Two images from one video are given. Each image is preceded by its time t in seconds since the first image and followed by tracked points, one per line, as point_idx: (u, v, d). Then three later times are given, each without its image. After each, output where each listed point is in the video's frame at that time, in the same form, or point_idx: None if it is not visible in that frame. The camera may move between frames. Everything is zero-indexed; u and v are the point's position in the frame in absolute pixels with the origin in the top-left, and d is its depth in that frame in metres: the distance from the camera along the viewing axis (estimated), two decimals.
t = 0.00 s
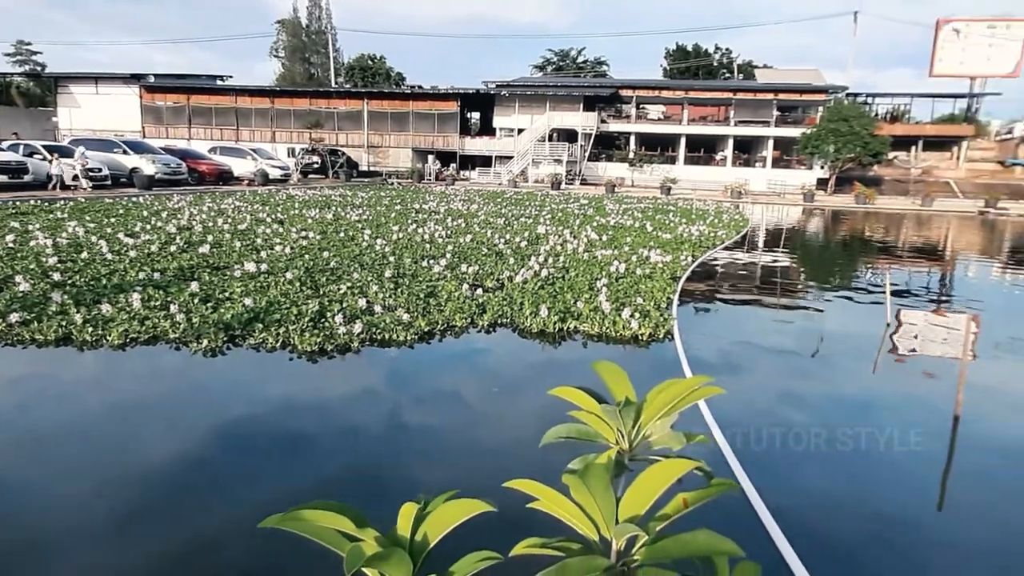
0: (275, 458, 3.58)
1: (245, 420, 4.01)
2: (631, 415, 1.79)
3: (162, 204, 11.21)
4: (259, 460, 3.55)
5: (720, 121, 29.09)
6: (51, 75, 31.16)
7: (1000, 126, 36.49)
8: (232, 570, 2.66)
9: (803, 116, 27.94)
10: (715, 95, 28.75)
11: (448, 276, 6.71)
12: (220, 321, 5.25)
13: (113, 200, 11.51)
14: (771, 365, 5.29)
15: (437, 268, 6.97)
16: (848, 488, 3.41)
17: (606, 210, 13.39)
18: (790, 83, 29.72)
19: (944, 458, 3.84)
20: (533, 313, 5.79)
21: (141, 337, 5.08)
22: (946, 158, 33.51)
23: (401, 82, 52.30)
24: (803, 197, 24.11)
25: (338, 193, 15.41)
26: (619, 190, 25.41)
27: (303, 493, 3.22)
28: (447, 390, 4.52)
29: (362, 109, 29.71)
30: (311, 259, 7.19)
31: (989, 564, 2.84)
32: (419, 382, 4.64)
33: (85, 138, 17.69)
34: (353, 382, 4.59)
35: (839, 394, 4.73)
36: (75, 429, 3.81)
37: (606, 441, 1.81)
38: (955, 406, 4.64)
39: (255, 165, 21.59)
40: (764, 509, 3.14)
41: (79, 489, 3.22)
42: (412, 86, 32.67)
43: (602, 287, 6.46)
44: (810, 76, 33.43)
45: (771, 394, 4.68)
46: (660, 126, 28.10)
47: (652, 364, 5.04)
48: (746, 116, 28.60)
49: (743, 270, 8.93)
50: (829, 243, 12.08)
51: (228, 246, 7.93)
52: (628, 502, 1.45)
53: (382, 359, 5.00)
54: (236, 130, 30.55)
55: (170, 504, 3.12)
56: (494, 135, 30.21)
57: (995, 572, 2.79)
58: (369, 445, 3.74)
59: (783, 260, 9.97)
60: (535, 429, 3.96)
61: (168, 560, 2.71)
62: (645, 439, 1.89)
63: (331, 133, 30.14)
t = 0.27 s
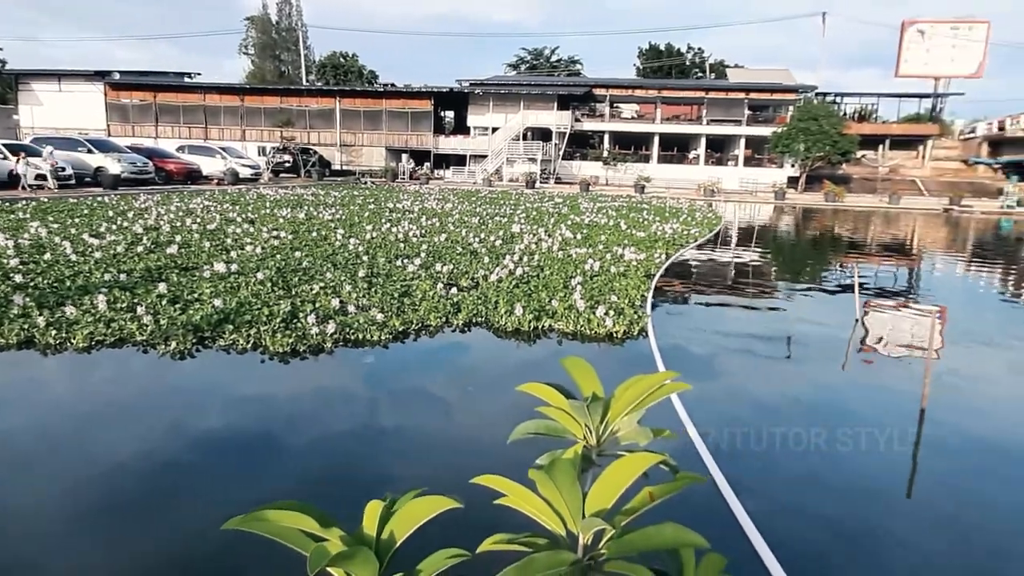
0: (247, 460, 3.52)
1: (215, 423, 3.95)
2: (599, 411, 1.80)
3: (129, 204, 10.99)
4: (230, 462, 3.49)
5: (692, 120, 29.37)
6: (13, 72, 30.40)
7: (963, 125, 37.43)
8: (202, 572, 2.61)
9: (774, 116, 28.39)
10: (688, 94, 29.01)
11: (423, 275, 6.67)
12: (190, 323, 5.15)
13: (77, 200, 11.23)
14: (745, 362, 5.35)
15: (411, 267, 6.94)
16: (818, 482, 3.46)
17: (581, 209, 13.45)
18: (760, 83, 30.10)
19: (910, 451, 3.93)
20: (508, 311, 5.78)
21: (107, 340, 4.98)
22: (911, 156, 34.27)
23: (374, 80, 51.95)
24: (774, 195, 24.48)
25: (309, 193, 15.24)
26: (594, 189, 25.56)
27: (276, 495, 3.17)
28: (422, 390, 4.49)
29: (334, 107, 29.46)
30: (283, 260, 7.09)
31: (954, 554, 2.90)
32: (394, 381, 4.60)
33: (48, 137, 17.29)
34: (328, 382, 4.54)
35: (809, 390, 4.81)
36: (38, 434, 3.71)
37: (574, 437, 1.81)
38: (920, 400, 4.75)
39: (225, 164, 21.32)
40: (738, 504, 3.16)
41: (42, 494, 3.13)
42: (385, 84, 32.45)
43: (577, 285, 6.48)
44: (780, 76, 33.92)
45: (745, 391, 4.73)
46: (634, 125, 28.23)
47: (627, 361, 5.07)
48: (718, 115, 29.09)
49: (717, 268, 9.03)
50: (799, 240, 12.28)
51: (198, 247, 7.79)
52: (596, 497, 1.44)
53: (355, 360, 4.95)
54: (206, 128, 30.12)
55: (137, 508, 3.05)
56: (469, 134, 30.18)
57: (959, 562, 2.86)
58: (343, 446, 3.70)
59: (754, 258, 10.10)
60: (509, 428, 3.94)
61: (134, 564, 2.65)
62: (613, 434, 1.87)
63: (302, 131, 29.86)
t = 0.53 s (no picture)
0: (222, 463, 3.46)
1: (189, 426, 3.87)
2: (575, 409, 1.79)
3: (96, 204, 10.75)
4: (205, 465, 3.43)
5: (667, 119, 29.61)
6: None
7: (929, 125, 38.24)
8: None
9: (747, 115, 28.83)
10: (662, 93, 29.24)
11: (399, 275, 6.63)
12: (161, 325, 5.05)
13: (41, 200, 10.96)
14: (720, 358, 5.41)
15: (387, 267, 6.89)
16: (794, 478, 3.48)
17: (557, 208, 13.48)
18: (734, 82, 30.44)
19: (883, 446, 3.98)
20: (485, 310, 5.76)
21: (74, 343, 4.86)
22: (880, 155, 34.93)
23: (348, 79, 51.56)
24: (748, 193, 24.77)
25: (282, 192, 15.06)
26: (569, 187, 25.64)
27: (253, 497, 3.13)
28: (398, 391, 4.45)
29: (308, 105, 29.17)
30: (257, 261, 6.99)
31: (927, 546, 2.93)
32: (371, 382, 4.56)
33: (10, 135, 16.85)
34: (303, 384, 4.49)
35: (783, 386, 4.86)
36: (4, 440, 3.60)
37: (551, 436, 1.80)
38: (891, 395, 4.82)
39: (195, 163, 20.97)
40: (716, 499, 3.19)
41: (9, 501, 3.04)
42: (359, 82, 32.22)
43: (554, 283, 6.48)
44: (753, 76, 34.35)
45: (720, 387, 4.79)
46: (609, 123, 28.41)
47: (604, 359, 5.09)
48: (693, 114, 29.35)
49: (692, 266, 9.11)
50: (772, 238, 12.43)
51: (168, 247, 7.65)
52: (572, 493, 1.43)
53: (331, 361, 4.90)
54: (175, 126, 29.63)
55: (108, 513, 2.98)
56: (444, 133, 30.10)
57: (931, 554, 2.89)
58: (321, 447, 3.66)
59: (728, 255, 10.21)
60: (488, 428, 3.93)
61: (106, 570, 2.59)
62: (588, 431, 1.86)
63: (274, 130, 29.53)
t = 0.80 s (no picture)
0: (190, 467, 3.40)
1: (154, 429, 3.80)
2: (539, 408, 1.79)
3: (51, 204, 10.43)
4: (171, 469, 3.37)
5: (635, 118, 29.87)
6: None
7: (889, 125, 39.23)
8: None
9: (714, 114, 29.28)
10: (630, 92, 29.47)
11: (368, 275, 6.57)
12: (122, 327, 4.93)
13: None
14: (688, 355, 5.48)
15: (355, 267, 6.82)
16: (766, 474, 3.54)
17: (526, 207, 13.50)
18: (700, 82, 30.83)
19: (847, 440, 4.07)
20: (455, 309, 5.75)
21: (30, 347, 4.72)
22: (842, 154, 35.70)
23: (314, 76, 50.92)
24: (715, 192, 25.09)
25: (246, 191, 14.80)
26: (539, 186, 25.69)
27: (222, 499, 3.08)
28: (367, 391, 4.42)
29: (272, 102, 28.73)
30: (222, 261, 6.87)
31: (891, 540, 3.00)
32: (340, 383, 4.52)
33: None
34: (271, 385, 4.43)
35: (751, 382, 4.93)
36: None
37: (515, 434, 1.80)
38: (855, 389, 4.93)
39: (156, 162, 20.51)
40: (687, 495, 3.25)
41: None
42: (326, 80, 31.86)
43: (525, 281, 6.49)
44: (719, 76, 34.82)
45: (688, 384, 4.85)
46: (579, 121, 28.56)
47: (574, 358, 5.12)
48: (661, 113, 29.63)
49: (660, 263, 9.20)
50: (739, 235, 12.61)
51: (128, 248, 7.47)
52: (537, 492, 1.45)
53: (300, 362, 4.83)
54: (135, 124, 28.94)
55: (71, 520, 2.91)
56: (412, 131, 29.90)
57: (897, 547, 2.96)
58: (291, 448, 3.62)
59: (696, 253, 10.34)
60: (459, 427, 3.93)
61: None
62: (552, 430, 1.89)
63: (238, 127, 29.06)
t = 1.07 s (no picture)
0: (145, 475, 3.30)
1: (106, 437, 3.68)
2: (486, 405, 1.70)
3: None
4: (126, 478, 3.27)
5: (597, 116, 30.09)
6: None
7: (842, 125, 40.32)
8: None
9: (674, 113, 29.71)
10: (592, 91, 29.67)
11: (328, 274, 6.48)
12: (71, 330, 4.76)
13: None
14: (651, 353, 5.55)
15: (315, 266, 6.71)
16: (726, 476, 3.63)
17: (488, 205, 13.49)
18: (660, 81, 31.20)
19: (804, 438, 4.18)
20: (417, 309, 5.71)
21: None
22: (798, 153, 36.55)
23: (270, 72, 49.96)
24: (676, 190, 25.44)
25: (200, 189, 14.45)
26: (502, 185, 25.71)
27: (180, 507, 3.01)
28: (328, 392, 4.34)
29: (228, 99, 28.19)
30: (176, 261, 6.69)
31: (849, 539, 3.10)
32: (300, 385, 4.44)
33: None
34: (229, 388, 4.33)
35: (711, 380, 5.02)
36: None
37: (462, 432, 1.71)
38: (811, 384, 5.07)
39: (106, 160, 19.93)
40: (649, 499, 3.31)
41: None
42: (283, 76, 31.33)
43: (488, 280, 6.48)
44: (678, 75, 35.29)
45: (651, 383, 4.92)
46: (542, 121, 28.68)
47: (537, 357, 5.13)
48: (622, 112, 30.00)
49: (622, 261, 9.29)
50: (699, 233, 12.81)
51: (76, 248, 7.22)
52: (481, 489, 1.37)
53: (258, 364, 4.73)
54: (83, 120, 28.04)
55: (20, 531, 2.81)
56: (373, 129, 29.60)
57: (855, 546, 3.05)
58: (252, 452, 3.55)
59: (657, 250, 10.46)
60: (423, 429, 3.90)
61: None
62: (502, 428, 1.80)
63: (192, 124, 28.41)
